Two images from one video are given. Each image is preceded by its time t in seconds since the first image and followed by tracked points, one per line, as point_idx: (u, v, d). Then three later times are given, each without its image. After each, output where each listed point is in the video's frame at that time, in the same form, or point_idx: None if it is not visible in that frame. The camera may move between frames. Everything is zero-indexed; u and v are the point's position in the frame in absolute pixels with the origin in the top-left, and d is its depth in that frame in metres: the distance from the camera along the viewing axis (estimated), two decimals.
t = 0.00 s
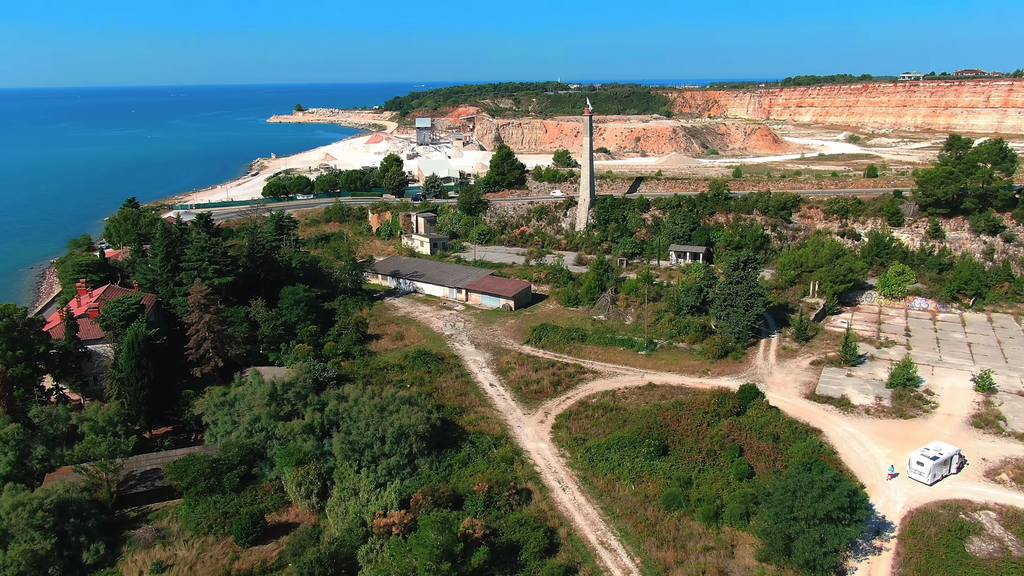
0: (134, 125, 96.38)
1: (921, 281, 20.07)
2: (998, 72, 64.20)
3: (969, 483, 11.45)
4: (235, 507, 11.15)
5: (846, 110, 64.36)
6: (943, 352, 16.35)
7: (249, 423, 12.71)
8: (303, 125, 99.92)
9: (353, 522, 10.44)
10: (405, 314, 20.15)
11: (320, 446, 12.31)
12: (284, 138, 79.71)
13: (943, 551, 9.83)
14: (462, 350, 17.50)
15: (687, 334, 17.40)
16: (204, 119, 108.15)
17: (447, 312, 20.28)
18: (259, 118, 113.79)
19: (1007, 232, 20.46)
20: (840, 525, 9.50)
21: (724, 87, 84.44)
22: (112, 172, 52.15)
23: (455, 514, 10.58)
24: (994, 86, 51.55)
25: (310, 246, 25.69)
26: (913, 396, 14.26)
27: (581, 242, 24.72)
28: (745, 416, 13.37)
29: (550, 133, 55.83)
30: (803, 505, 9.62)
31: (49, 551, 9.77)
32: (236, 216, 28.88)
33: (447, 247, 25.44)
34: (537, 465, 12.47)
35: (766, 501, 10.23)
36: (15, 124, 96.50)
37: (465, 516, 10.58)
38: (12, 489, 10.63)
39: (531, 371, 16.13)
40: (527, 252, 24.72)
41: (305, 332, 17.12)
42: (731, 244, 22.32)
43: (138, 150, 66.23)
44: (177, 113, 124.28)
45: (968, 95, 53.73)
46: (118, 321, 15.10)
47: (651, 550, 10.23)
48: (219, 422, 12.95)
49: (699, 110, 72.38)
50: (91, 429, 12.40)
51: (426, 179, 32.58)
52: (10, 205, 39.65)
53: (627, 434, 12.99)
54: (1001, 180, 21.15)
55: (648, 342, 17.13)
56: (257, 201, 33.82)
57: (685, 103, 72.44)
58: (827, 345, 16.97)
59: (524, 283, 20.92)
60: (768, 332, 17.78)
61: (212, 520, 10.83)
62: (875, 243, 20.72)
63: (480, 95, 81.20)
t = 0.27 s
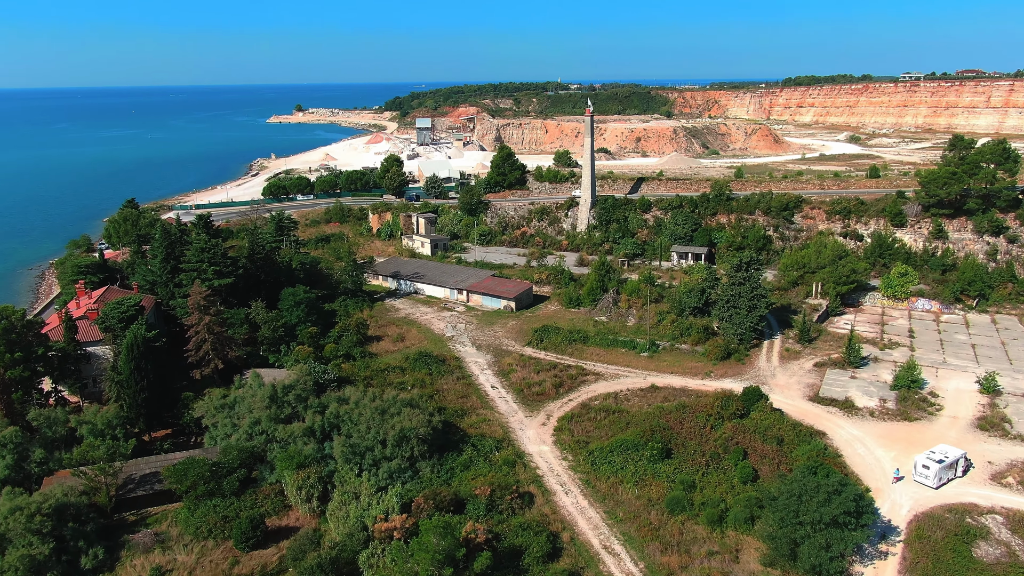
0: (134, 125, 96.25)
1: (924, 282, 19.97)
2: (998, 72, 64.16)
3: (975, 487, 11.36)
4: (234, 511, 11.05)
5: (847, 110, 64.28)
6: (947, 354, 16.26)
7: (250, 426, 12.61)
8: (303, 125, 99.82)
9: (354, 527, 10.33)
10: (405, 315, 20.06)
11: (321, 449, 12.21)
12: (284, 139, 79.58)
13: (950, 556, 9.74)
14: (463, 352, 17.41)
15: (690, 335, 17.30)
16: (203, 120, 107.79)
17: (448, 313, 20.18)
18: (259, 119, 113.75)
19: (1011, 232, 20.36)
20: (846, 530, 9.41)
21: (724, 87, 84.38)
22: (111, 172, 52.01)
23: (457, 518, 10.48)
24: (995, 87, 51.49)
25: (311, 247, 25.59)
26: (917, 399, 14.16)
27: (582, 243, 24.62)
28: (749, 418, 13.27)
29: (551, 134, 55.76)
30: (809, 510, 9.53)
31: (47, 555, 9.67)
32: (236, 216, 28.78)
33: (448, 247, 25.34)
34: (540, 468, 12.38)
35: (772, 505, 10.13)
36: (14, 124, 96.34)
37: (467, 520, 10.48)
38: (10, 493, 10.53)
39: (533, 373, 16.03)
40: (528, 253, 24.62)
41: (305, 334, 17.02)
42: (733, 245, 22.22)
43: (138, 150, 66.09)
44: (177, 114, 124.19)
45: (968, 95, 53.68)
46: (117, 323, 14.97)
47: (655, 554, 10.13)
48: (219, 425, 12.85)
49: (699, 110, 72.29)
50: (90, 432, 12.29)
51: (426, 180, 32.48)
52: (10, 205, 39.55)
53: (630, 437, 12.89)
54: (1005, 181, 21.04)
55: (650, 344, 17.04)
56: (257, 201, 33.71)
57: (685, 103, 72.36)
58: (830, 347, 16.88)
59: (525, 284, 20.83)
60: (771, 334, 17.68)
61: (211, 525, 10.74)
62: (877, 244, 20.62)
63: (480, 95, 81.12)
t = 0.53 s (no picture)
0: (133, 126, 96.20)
1: (927, 283, 19.88)
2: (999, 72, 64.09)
3: (980, 490, 11.27)
4: (234, 514, 10.97)
5: (847, 110, 64.21)
6: (950, 356, 16.17)
7: (250, 428, 12.53)
8: (303, 126, 99.75)
9: (354, 531, 10.24)
10: (406, 317, 19.97)
11: (321, 452, 12.12)
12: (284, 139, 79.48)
13: (956, 560, 9.65)
14: (464, 354, 17.32)
15: (691, 336, 17.21)
16: (203, 120, 107.72)
17: (449, 315, 20.09)
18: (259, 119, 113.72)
19: (1014, 233, 20.28)
20: (851, 534, 9.32)
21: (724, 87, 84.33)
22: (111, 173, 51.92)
23: (458, 522, 10.39)
24: (996, 87, 51.43)
25: (311, 248, 25.51)
26: (921, 401, 14.09)
27: (583, 243, 24.54)
28: (752, 421, 13.19)
29: (551, 134, 55.69)
30: (813, 514, 9.44)
31: (45, 560, 9.57)
32: (236, 217, 28.69)
33: (448, 248, 25.24)
34: (541, 471, 12.29)
35: (776, 508, 10.05)
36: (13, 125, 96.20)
37: (469, 524, 10.40)
38: (7, 497, 10.43)
39: (534, 374, 15.94)
40: (529, 254, 24.54)
41: (305, 335, 16.93)
42: (735, 246, 22.14)
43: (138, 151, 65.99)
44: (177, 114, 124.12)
45: (969, 96, 53.62)
46: (116, 325, 14.84)
47: (658, 558, 10.04)
48: (218, 428, 12.76)
49: (700, 111, 72.22)
50: (89, 435, 12.19)
51: (427, 180, 32.39)
52: (9, 206, 39.48)
53: (632, 439, 12.81)
54: (1008, 181, 20.95)
55: (652, 346, 16.95)
56: (256, 202, 33.62)
57: (685, 103, 72.29)
58: (833, 348, 16.79)
59: (526, 285, 20.74)
60: (773, 335, 17.60)
61: (211, 528, 10.65)
62: (880, 244, 20.54)
63: (480, 96, 81.05)
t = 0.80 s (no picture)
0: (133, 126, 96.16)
1: (930, 284, 19.78)
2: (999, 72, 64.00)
3: (986, 494, 11.17)
4: (233, 519, 10.86)
5: (848, 110, 64.10)
6: (954, 357, 16.07)
7: (249, 432, 12.41)
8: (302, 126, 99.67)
9: (354, 536, 10.13)
10: (406, 318, 19.86)
11: (321, 455, 12.01)
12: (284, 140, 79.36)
13: (963, 566, 9.55)
14: (465, 355, 17.22)
15: (694, 338, 17.11)
16: (203, 121, 107.66)
17: (449, 316, 19.99)
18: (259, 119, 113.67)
19: (1017, 234, 20.18)
20: (856, 539, 9.22)
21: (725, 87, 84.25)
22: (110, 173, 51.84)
23: (460, 527, 10.29)
24: (997, 87, 51.33)
25: (310, 249, 25.41)
26: (925, 403, 13.99)
27: (584, 244, 24.43)
28: (755, 424, 13.09)
29: (551, 134, 55.60)
30: (818, 519, 9.34)
31: (42, 566, 9.46)
32: (235, 218, 28.59)
33: (449, 249, 25.13)
34: (543, 475, 12.19)
35: (780, 513, 9.95)
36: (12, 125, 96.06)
37: (470, 529, 10.29)
38: (4, 501, 10.32)
39: (535, 377, 15.84)
40: (530, 255, 24.44)
41: (305, 337, 16.82)
42: (736, 247, 22.04)
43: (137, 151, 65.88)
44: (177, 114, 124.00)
45: (970, 96, 53.54)
46: (115, 327, 14.65)
47: (662, 563, 9.93)
48: (218, 431, 12.65)
49: (700, 111, 72.13)
50: (87, 439, 12.08)
51: (427, 181, 32.30)
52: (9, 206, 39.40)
53: (635, 442, 12.71)
54: (1011, 182, 20.85)
55: (654, 347, 16.85)
56: (256, 203, 33.51)
57: (685, 103, 72.19)
58: (836, 350, 16.69)
59: (527, 286, 20.64)
60: (776, 337, 17.50)
61: (210, 533, 10.54)
62: (882, 245, 20.44)
63: (480, 96, 80.96)
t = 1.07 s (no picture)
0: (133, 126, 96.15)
1: (932, 285, 19.68)
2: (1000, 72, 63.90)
3: (992, 498, 11.07)
4: (233, 523, 10.76)
5: (848, 110, 64.00)
6: (958, 359, 15.97)
7: (248, 435, 12.30)
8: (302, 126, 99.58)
9: (355, 541, 10.02)
10: (407, 320, 19.76)
11: (321, 459, 11.90)
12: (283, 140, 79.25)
13: (969, 572, 9.45)
14: (465, 357, 17.11)
15: (696, 340, 17.02)
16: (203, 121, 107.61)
17: (450, 318, 19.88)
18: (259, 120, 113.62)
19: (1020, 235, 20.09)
20: (862, 545, 9.12)
21: (725, 88, 84.11)
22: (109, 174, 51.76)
23: (461, 532, 10.19)
24: (997, 87, 51.25)
25: (310, 250, 25.32)
26: (930, 406, 13.89)
27: (585, 245, 24.33)
28: (759, 427, 12.98)
29: (551, 135, 55.51)
30: (824, 524, 9.24)
31: (39, 571, 9.34)
32: (235, 219, 28.51)
33: (449, 250, 25.02)
34: (545, 478, 12.09)
35: (785, 518, 9.85)
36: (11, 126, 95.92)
37: (472, 534, 10.19)
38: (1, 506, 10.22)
39: (537, 379, 15.72)
40: (530, 256, 24.35)
41: (305, 339, 16.71)
42: (738, 248, 21.96)
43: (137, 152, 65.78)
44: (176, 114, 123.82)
45: (970, 96, 53.48)
46: (113, 329, 14.54)
47: (665, 569, 9.83)
48: (217, 434, 12.54)
49: (700, 111, 72.03)
50: (85, 442, 11.97)
51: (427, 181, 32.18)
52: (8, 207, 39.34)
53: (637, 446, 12.60)
54: (1014, 183, 20.76)
55: (656, 349, 16.75)
56: (256, 203, 33.41)
57: (685, 103, 72.07)
58: (839, 352, 16.59)
59: (528, 288, 20.54)
60: (778, 339, 17.39)
61: (209, 538, 10.45)
62: (885, 246, 20.35)
63: (480, 96, 80.85)
